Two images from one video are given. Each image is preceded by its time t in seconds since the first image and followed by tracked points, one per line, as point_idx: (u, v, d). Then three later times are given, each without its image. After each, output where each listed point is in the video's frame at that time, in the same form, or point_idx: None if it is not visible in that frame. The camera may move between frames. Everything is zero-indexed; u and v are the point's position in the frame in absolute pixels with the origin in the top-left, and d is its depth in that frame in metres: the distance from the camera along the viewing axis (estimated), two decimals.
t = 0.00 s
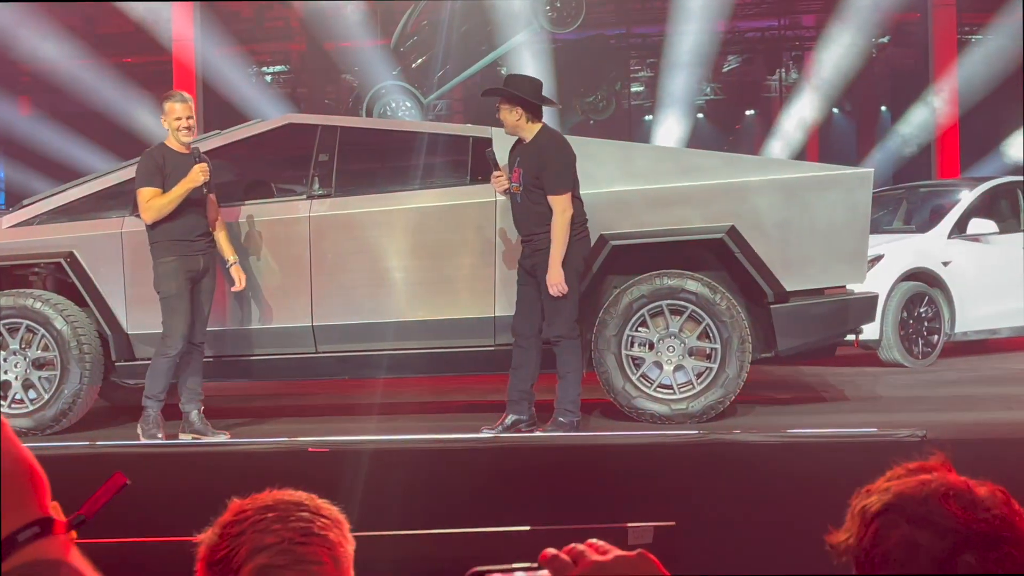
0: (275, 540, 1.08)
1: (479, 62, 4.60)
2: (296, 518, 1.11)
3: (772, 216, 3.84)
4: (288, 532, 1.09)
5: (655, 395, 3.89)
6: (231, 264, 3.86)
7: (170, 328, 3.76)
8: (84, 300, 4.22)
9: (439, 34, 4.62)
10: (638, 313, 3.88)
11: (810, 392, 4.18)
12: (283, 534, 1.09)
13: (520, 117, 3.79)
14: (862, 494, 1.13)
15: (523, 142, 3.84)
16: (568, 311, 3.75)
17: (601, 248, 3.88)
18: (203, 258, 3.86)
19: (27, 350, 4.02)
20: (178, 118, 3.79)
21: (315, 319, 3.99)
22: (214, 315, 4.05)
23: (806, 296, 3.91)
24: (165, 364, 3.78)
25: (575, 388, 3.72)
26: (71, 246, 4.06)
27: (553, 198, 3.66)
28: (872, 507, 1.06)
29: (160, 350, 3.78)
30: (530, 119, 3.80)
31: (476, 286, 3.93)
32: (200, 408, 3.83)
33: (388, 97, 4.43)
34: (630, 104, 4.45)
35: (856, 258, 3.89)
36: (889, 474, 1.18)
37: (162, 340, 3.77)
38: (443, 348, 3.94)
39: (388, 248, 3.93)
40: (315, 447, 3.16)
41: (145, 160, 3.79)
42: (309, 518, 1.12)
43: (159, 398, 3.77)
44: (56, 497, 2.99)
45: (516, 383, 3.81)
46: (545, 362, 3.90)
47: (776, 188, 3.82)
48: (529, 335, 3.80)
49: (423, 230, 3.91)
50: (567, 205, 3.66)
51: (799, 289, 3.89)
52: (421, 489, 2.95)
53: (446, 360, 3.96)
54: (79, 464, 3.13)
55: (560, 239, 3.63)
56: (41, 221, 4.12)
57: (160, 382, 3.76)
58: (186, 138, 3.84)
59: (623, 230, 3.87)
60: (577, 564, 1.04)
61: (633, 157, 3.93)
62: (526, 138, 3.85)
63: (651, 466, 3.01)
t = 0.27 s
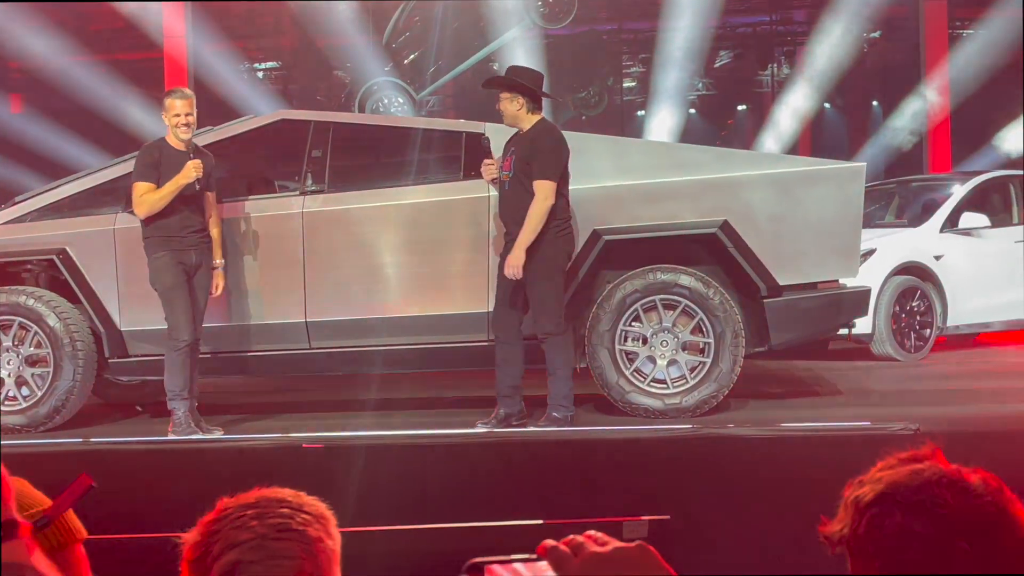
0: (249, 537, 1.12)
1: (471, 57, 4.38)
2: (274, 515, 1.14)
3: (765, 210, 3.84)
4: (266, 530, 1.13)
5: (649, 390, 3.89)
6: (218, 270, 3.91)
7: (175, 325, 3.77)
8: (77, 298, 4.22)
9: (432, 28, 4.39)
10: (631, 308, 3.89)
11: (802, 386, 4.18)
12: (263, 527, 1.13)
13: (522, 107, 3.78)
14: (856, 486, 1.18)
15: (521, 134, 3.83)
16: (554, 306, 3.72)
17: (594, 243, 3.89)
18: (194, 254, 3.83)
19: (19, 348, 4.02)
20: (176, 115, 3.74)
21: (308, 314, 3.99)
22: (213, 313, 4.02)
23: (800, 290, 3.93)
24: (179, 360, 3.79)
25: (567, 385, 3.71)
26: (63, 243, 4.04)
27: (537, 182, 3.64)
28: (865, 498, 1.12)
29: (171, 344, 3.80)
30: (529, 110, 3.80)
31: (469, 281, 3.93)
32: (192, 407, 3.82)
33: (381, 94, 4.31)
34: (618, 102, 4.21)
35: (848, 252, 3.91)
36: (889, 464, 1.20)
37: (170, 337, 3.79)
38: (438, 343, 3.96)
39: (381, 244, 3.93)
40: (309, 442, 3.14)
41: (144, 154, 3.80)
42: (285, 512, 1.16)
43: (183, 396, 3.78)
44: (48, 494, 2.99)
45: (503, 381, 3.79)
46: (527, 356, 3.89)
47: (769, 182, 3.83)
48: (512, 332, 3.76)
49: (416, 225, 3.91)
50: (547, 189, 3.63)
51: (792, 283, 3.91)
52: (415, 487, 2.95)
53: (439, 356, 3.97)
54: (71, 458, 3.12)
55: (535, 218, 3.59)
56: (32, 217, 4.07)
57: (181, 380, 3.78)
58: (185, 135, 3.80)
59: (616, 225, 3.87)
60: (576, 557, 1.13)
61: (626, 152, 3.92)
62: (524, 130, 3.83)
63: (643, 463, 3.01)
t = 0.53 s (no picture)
0: (226, 529, 1.25)
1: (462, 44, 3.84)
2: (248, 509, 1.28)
3: (758, 202, 3.85)
4: (243, 522, 1.26)
5: (642, 382, 3.88)
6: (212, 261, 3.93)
7: (170, 318, 3.83)
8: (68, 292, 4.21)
9: (424, 20, 3.74)
10: (624, 300, 3.92)
11: (794, 378, 4.19)
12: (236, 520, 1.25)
13: (510, 99, 3.85)
14: (861, 480, 1.32)
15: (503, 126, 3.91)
16: (535, 298, 3.80)
17: (587, 235, 3.92)
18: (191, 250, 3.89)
19: (10, 342, 4.01)
20: (168, 106, 3.82)
21: (300, 308, 3.98)
22: (205, 307, 4.03)
23: (792, 283, 3.95)
24: (176, 354, 3.83)
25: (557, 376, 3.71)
26: (53, 237, 4.07)
27: (518, 173, 3.71)
28: (877, 491, 1.25)
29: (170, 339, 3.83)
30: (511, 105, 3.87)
31: (461, 274, 3.93)
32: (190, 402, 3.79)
33: (370, 86, 3.91)
34: (606, 95, 3.73)
35: (840, 243, 3.91)
36: (889, 462, 1.35)
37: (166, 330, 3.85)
38: (430, 336, 3.94)
39: (373, 236, 3.93)
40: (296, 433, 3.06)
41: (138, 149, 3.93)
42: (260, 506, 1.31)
43: (183, 389, 3.78)
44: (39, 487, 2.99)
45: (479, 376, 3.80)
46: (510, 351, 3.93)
47: (762, 174, 3.82)
48: (488, 325, 3.81)
49: (407, 218, 3.91)
50: (530, 181, 3.71)
51: (784, 276, 3.93)
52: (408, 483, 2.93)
53: (430, 349, 3.95)
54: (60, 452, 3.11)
55: (513, 209, 3.66)
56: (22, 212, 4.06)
57: (179, 375, 3.79)
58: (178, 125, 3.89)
59: (608, 218, 3.90)
60: (576, 552, 1.12)
61: (618, 145, 3.89)
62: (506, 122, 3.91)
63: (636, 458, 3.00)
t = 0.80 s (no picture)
0: (270, 516, 1.25)
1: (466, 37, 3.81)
2: (286, 501, 1.29)
3: (762, 192, 3.88)
4: (282, 512, 1.26)
5: (646, 372, 3.89)
6: (236, 239, 3.91)
7: (178, 310, 3.86)
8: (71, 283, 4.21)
9: (425, 11, 3.74)
10: (629, 289, 3.91)
11: (797, 368, 4.20)
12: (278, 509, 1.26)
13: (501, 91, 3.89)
14: (881, 467, 1.33)
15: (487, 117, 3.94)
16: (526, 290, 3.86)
17: (592, 225, 3.93)
18: (206, 239, 3.94)
19: (15, 333, 4.03)
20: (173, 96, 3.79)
21: (303, 298, 3.98)
22: (216, 295, 4.03)
23: (796, 271, 3.99)
24: (184, 345, 3.87)
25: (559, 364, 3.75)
26: (57, 228, 4.04)
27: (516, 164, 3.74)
28: (895, 480, 1.25)
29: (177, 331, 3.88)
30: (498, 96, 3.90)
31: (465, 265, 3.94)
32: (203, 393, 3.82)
33: (374, 77, 3.89)
34: (609, 85, 3.71)
35: (842, 233, 3.94)
36: (909, 449, 1.34)
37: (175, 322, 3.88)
38: (434, 326, 3.96)
39: (377, 226, 3.92)
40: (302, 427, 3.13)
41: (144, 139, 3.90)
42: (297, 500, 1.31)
43: (190, 382, 3.82)
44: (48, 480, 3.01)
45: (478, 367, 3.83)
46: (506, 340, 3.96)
47: (766, 164, 3.83)
48: (484, 318, 3.85)
49: (410, 209, 3.92)
50: (527, 172, 3.74)
51: (788, 265, 3.97)
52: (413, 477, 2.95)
53: (434, 339, 3.96)
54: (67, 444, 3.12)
55: (516, 205, 3.70)
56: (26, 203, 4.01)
57: (185, 367, 3.84)
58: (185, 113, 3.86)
59: (612, 207, 3.90)
60: (581, 539, 1.17)
61: (621, 134, 3.86)
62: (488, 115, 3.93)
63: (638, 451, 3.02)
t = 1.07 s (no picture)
0: (338, 531, 1.32)
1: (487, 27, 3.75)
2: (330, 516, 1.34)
3: (785, 186, 3.82)
4: (347, 530, 1.33)
5: (667, 365, 3.87)
6: (253, 231, 3.94)
7: (201, 300, 3.87)
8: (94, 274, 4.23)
9: None
10: (650, 282, 3.92)
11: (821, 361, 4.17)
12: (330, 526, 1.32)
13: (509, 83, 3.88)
14: (894, 471, 1.37)
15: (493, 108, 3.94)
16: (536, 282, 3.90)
17: (613, 217, 3.95)
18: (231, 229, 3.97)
19: (37, 322, 4.03)
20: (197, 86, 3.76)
21: (325, 290, 3.97)
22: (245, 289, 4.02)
23: (819, 265, 4.00)
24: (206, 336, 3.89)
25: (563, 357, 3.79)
26: (79, 218, 4.10)
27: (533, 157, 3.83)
28: (909, 485, 1.30)
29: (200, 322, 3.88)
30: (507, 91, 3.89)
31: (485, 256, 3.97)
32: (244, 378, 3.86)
33: (397, 66, 3.85)
34: (634, 76, 3.63)
35: (866, 225, 3.90)
36: (923, 453, 1.38)
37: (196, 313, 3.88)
38: (454, 318, 3.95)
39: (398, 218, 3.92)
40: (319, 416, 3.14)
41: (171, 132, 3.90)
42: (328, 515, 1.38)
43: (212, 372, 3.84)
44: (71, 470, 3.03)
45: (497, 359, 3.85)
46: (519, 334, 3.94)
47: (789, 155, 3.75)
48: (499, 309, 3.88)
49: (432, 200, 3.93)
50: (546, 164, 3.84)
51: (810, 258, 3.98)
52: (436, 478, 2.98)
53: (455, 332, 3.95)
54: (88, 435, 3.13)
55: (538, 196, 3.80)
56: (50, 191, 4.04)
57: (206, 356, 3.86)
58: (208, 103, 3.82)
59: (632, 199, 3.92)
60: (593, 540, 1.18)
61: (645, 127, 3.79)
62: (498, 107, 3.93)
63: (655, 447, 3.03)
